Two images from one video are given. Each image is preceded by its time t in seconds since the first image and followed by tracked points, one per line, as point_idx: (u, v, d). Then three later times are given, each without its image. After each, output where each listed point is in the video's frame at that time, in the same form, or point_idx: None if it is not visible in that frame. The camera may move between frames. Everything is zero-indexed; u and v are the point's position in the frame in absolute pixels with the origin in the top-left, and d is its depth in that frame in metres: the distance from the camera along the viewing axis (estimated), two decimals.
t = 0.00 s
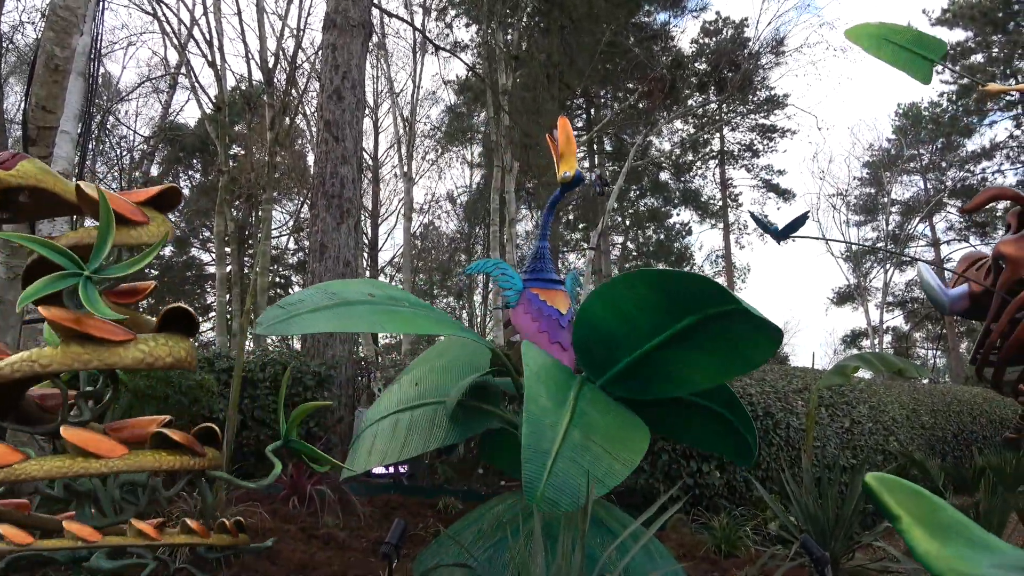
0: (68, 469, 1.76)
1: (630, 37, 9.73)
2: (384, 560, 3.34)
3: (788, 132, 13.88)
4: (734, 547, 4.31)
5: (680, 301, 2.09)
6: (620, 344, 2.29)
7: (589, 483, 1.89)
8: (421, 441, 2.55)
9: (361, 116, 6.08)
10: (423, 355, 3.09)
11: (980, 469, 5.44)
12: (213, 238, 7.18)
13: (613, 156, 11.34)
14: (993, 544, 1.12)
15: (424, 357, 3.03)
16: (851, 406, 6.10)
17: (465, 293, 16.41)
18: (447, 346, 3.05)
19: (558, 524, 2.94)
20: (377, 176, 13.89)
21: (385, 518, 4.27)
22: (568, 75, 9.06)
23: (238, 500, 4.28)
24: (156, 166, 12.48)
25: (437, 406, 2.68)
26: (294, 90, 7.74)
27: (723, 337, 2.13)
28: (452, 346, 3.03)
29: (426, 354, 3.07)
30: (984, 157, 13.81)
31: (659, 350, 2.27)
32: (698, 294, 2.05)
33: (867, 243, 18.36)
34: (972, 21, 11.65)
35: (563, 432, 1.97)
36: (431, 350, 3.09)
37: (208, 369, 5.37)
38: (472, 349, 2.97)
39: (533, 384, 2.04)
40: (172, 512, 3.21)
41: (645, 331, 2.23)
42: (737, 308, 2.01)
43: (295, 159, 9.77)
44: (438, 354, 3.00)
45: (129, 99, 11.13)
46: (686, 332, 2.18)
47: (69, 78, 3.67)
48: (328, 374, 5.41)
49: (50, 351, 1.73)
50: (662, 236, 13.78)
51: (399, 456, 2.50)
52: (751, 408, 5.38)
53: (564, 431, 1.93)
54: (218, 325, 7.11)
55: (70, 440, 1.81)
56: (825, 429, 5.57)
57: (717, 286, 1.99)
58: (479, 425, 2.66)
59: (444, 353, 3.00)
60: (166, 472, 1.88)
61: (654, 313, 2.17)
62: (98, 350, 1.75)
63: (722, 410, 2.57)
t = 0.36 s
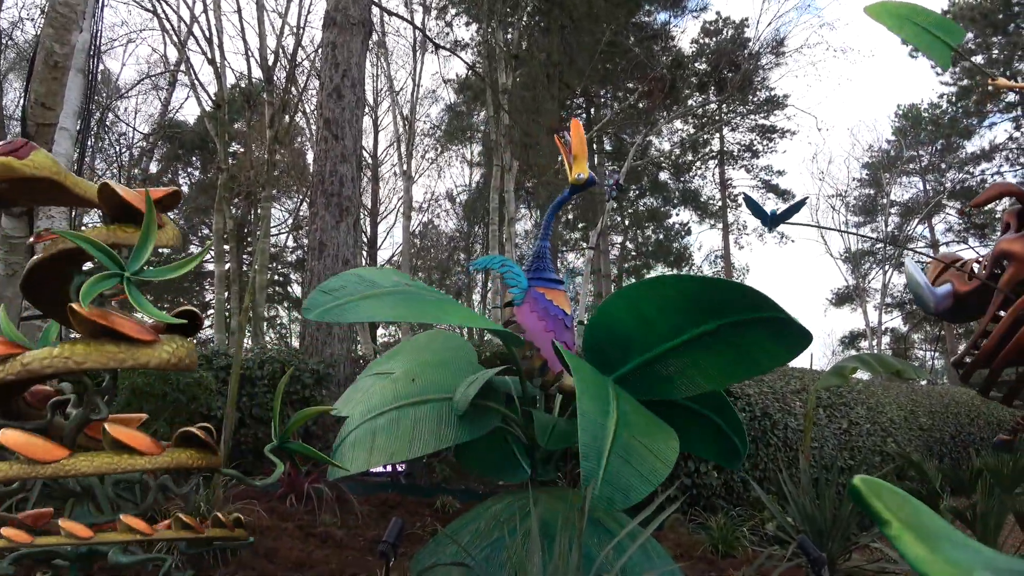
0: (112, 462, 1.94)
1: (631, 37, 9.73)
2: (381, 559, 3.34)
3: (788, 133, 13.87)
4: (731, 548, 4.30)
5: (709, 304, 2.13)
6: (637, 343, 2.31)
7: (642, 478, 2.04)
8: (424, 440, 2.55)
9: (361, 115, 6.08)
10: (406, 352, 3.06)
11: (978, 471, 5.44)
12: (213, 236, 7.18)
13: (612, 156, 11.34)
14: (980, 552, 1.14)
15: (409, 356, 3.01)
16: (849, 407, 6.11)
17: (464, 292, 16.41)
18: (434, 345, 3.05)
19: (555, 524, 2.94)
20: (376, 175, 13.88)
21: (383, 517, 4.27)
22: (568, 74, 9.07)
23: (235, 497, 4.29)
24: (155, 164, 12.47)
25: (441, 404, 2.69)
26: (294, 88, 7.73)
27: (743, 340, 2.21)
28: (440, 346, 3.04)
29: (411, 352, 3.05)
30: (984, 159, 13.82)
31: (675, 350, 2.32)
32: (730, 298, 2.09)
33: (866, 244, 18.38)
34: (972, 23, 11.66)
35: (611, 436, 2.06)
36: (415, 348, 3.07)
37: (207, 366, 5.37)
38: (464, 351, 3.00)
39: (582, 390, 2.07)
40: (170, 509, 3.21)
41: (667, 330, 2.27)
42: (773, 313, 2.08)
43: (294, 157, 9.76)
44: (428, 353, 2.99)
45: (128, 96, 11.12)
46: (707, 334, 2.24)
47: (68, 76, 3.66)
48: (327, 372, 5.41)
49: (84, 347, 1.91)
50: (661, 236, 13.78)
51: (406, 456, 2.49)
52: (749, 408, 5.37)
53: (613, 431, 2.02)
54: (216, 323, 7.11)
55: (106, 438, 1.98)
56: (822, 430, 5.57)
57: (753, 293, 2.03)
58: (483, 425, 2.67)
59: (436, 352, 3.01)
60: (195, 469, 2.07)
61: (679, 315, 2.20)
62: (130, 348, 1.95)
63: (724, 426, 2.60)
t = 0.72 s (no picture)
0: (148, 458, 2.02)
1: (626, 37, 9.72)
2: (371, 557, 3.34)
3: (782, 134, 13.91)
4: (722, 547, 4.32)
5: (725, 312, 2.06)
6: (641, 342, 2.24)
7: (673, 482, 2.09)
8: (435, 437, 2.30)
9: (355, 112, 6.07)
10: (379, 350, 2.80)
11: (967, 472, 5.48)
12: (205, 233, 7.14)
13: (607, 156, 11.35)
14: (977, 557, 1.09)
15: (387, 353, 2.77)
16: (840, 408, 6.14)
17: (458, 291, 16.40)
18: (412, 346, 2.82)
19: (546, 522, 2.96)
20: (371, 173, 13.85)
21: (374, 515, 4.26)
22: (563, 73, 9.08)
23: (227, 495, 4.29)
24: (148, 160, 12.40)
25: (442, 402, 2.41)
26: (288, 86, 7.72)
27: (752, 345, 2.16)
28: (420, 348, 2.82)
29: (384, 352, 2.79)
30: (976, 161, 13.90)
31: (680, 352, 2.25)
32: (743, 304, 2.02)
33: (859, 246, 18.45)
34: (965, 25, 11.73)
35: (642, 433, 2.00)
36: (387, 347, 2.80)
37: (199, 363, 5.36)
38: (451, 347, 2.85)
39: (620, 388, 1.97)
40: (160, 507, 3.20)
41: (671, 335, 2.20)
42: (789, 322, 2.02)
43: (288, 155, 9.73)
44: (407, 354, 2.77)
45: (121, 92, 11.06)
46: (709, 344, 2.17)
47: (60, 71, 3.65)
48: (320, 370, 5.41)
49: (109, 346, 1.98)
50: (655, 236, 13.80)
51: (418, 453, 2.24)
52: (740, 408, 5.39)
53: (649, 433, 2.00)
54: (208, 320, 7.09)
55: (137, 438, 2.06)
56: (814, 430, 5.60)
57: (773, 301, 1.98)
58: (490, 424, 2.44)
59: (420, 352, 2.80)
60: (211, 469, 2.19)
61: (687, 320, 2.13)
62: (151, 349, 2.03)
63: (700, 428, 2.63)
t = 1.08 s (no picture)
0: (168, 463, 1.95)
1: (617, 37, 9.74)
2: (362, 560, 3.33)
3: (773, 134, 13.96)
4: (713, 547, 4.32)
5: (722, 320, 2.07)
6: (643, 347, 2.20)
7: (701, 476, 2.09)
8: (452, 436, 1.90)
9: (345, 113, 6.05)
10: (356, 343, 2.33)
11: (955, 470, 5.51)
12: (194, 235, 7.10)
13: (598, 156, 11.37)
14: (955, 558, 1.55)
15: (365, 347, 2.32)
16: (830, 407, 6.16)
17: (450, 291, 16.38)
18: (399, 339, 2.39)
19: (537, 523, 2.95)
20: (362, 173, 13.80)
21: (365, 516, 4.24)
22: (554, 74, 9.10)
23: (216, 498, 4.25)
24: (137, 160, 12.32)
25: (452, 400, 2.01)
26: (278, 87, 7.70)
27: (738, 353, 2.17)
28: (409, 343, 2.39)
29: (364, 343, 2.33)
30: (964, 162, 14.01)
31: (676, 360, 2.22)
32: (737, 311, 2.03)
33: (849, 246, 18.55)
34: (954, 26, 11.83)
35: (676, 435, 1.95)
36: (367, 339, 2.35)
37: (188, 365, 5.31)
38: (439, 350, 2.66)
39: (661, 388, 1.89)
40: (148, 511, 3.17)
41: (666, 340, 2.18)
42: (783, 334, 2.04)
43: (278, 155, 9.70)
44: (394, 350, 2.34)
45: (109, 92, 10.97)
46: (701, 349, 2.17)
47: (46, 70, 3.61)
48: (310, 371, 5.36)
49: (129, 352, 1.85)
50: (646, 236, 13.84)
51: (435, 455, 1.83)
52: (732, 408, 5.39)
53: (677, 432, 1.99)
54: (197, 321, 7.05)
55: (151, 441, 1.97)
56: (804, 430, 5.62)
57: (771, 313, 2.00)
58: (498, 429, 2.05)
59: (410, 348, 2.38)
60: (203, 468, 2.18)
61: (681, 327, 2.13)
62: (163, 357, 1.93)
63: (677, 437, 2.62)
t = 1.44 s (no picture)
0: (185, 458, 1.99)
1: (616, 37, 9.75)
2: (356, 556, 3.32)
3: (770, 135, 13.98)
4: (707, 546, 4.32)
5: (721, 325, 2.08)
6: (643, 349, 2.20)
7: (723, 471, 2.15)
8: (475, 432, 1.84)
9: (344, 109, 6.04)
10: (345, 336, 2.27)
11: (948, 473, 5.53)
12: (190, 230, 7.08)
13: (596, 156, 11.38)
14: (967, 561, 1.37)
15: (355, 341, 2.26)
16: (825, 409, 6.17)
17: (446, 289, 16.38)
18: (393, 331, 2.34)
19: (533, 522, 2.95)
20: (359, 170, 13.78)
21: (360, 514, 4.24)
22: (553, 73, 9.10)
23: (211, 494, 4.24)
24: (134, 155, 12.27)
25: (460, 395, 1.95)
26: (276, 82, 7.68)
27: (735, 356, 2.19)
28: (405, 335, 2.35)
29: (354, 337, 2.27)
30: (960, 165, 14.05)
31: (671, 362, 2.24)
32: (732, 318, 2.05)
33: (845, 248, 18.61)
34: (952, 31, 11.88)
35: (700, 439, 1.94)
36: (356, 332, 2.29)
37: (183, 360, 5.29)
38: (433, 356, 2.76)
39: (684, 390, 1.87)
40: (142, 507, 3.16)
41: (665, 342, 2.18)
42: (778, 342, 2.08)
43: (276, 151, 9.69)
44: (391, 343, 2.30)
45: (108, 86, 10.93)
46: (701, 351, 2.20)
47: (45, 63, 3.60)
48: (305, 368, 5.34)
49: (143, 350, 1.79)
50: (643, 236, 13.88)
51: (461, 453, 1.78)
52: (727, 409, 5.40)
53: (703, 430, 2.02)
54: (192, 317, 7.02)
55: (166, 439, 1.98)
56: (799, 431, 5.63)
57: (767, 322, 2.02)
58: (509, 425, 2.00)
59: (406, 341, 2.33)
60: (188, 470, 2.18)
61: (677, 330, 2.14)
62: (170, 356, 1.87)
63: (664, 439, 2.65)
